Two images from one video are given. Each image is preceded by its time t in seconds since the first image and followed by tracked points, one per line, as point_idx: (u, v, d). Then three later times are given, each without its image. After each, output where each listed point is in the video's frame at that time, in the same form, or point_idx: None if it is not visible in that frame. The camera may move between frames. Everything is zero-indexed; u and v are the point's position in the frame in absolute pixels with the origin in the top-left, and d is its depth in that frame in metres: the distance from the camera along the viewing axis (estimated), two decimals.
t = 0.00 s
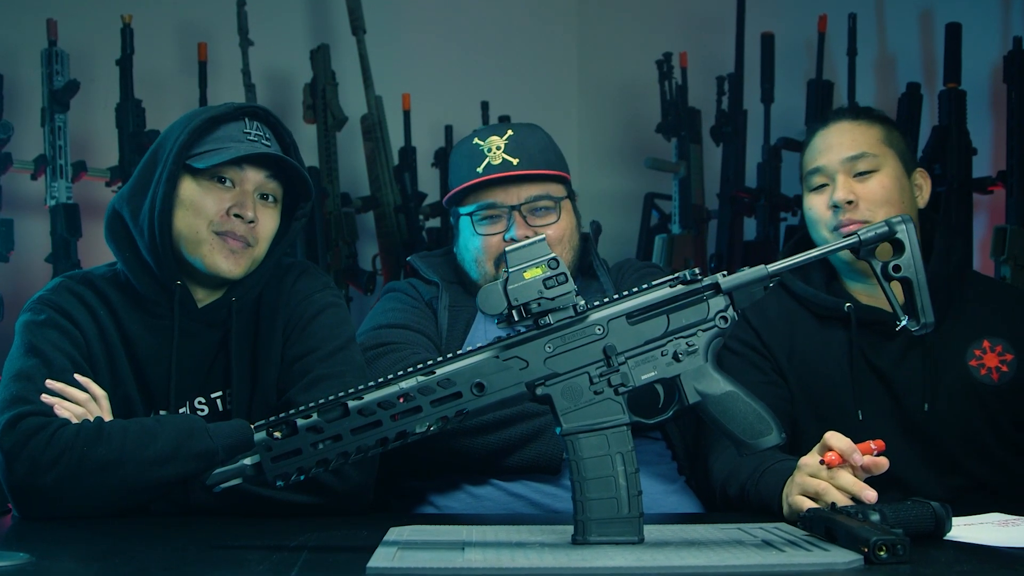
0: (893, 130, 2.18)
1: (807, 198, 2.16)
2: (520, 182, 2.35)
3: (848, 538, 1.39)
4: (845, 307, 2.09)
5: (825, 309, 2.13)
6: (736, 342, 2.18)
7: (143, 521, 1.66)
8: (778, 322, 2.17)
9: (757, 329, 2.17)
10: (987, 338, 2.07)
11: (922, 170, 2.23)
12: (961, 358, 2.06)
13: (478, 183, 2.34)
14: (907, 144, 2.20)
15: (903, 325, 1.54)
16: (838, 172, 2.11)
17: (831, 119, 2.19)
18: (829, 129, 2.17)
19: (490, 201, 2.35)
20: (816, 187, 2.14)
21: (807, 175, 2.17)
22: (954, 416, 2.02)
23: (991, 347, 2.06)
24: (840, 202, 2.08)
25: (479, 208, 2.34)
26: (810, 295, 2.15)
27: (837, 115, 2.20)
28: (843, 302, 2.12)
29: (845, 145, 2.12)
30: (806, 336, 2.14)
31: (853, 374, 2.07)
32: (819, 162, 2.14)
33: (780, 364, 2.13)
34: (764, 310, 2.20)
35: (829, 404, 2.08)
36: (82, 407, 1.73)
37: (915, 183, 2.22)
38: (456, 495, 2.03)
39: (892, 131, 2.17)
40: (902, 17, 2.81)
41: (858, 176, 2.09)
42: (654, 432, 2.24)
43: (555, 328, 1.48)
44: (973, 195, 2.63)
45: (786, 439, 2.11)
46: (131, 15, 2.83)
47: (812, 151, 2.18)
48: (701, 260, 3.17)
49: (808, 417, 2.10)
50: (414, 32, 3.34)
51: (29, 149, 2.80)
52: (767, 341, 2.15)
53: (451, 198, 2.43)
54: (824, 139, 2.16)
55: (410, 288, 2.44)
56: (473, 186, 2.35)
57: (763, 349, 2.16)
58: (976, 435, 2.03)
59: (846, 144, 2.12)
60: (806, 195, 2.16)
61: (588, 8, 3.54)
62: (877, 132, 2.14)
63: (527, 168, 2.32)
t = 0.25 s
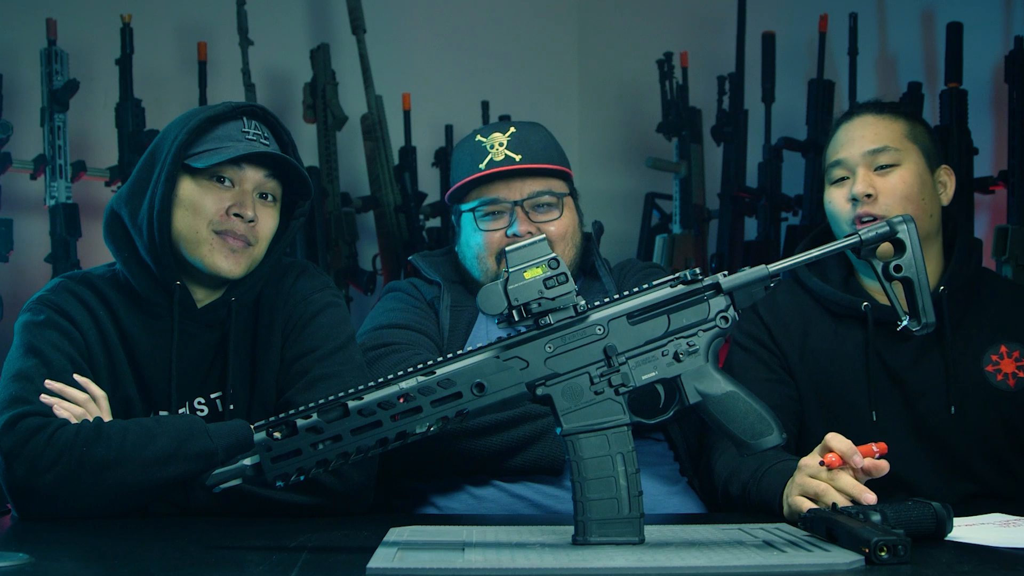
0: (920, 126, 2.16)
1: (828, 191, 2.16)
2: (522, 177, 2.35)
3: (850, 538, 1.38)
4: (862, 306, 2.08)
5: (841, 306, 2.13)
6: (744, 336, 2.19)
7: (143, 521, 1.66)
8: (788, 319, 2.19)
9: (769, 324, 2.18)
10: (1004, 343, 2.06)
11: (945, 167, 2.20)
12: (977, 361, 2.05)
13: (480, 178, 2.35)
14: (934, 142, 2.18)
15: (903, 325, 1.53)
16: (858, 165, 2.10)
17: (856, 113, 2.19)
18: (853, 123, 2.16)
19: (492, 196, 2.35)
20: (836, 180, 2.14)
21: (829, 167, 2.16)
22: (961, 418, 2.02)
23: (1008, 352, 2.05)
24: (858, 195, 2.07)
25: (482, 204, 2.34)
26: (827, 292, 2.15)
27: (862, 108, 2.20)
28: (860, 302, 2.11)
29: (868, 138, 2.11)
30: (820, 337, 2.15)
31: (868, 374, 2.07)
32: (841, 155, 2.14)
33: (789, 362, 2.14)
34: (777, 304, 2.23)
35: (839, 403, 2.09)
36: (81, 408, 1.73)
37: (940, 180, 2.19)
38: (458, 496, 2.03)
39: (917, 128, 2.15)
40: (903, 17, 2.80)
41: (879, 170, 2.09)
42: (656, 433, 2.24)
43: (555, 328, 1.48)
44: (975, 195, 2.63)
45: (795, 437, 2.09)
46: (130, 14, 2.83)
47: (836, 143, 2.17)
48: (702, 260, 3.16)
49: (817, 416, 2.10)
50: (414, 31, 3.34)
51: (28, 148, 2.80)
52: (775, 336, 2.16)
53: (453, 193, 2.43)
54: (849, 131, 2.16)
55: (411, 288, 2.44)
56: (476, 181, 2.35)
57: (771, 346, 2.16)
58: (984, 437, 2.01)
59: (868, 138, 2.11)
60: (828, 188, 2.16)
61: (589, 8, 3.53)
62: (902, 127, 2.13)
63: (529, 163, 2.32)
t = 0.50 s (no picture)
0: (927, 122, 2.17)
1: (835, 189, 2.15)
2: (533, 169, 2.38)
3: (851, 539, 1.38)
4: (863, 304, 2.07)
5: (844, 305, 2.12)
6: (751, 331, 2.17)
7: (143, 522, 1.65)
8: (795, 317, 2.17)
9: (774, 321, 2.17)
10: (1007, 348, 2.06)
11: (954, 170, 2.21)
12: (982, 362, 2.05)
13: (491, 168, 2.38)
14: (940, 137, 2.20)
15: (905, 324, 1.53)
16: (865, 163, 2.10)
17: (865, 110, 2.19)
18: (860, 121, 2.16)
19: (501, 186, 2.38)
20: (842, 177, 2.13)
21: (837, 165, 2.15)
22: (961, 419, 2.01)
23: (1010, 357, 2.05)
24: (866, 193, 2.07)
25: (491, 194, 2.37)
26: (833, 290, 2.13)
27: (867, 107, 2.19)
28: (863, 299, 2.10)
29: (876, 136, 2.11)
30: (825, 334, 2.13)
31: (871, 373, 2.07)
32: (848, 152, 2.13)
33: (794, 359, 2.13)
34: (783, 299, 2.21)
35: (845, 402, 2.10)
36: (82, 408, 1.72)
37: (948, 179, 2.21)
38: (458, 496, 2.02)
39: (923, 124, 2.16)
40: (904, 17, 2.80)
41: (886, 168, 2.08)
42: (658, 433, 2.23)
43: (556, 328, 1.47)
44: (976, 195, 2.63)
45: (797, 434, 2.09)
46: (130, 13, 2.82)
47: (844, 142, 2.17)
48: (703, 260, 3.15)
49: (821, 416, 2.09)
50: (415, 31, 3.34)
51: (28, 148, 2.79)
52: (780, 332, 2.15)
53: (463, 183, 2.45)
54: (855, 130, 2.15)
55: (414, 287, 2.43)
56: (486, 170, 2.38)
57: (777, 341, 2.15)
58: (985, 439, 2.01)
59: (875, 136, 2.11)
60: (832, 184, 2.16)
61: (589, 8, 3.53)
62: (910, 125, 2.13)
63: (540, 153, 2.35)
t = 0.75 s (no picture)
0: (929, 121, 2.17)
1: (837, 186, 2.15)
2: (539, 168, 2.38)
3: (852, 539, 1.38)
4: (862, 302, 2.06)
5: (842, 302, 2.12)
6: (750, 331, 2.17)
7: (142, 522, 1.65)
8: (796, 317, 2.16)
9: (774, 320, 2.16)
10: (1008, 348, 2.06)
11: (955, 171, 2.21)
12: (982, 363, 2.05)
13: (498, 166, 2.37)
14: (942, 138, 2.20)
15: (906, 324, 1.53)
16: (868, 158, 2.10)
17: (865, 110, 2.19)
18: (860, 120, 2.16)
19: (507, 184, 2.38)
20: (844, 173, 2.14)
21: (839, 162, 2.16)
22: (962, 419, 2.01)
23: (1010, 357, 2.04)
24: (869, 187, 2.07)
25: (497, 192, 2.37)
26: (831, 288, 2.13)
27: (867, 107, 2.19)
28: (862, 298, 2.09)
29: (875, 133, 2.11)
30: (824, 333, 2.13)
31: (869, 372, 2.06)
32: (850, 148, 2.14)
33: (793, 360, 2.12)
34: (783, 299, 2.20)
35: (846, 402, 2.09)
36: (80, 408, 1.72)
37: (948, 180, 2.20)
38: (459, 495, 2.02)
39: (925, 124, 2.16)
40: (906, 16, 2.80)
41: (887, 163, 2.08)
42: (659, 433, 2.23)
43: (557, 328, 1.47)
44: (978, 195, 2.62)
45: (797, 434, 2.09)
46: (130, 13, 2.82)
47: (845, 140, 2.17)
48: (704, 260, 3.15)
49: (821, 416, 2.09)
50: (415, 31, 3.33)
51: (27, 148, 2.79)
52: (780, 331, 2.15)
53: (468, 180, 2.45)
54: (856, 128, 2.15)
55: (415, 286, 2.43)
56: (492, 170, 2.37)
57: (775, 341, 2.15)
58: (986, 439, 2.01)
59: (876, 133, 2.11)
60: (834, 180, 2.16)
61: (590, 7, 3.53)
62: (911, 125, 2.12)
63: (547, 153, 2.35)
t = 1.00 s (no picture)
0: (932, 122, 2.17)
1: (838, 178, 2.15)
2: (541, 167, 2.38)
3: (853, 540, 1.37)
4: (863, 298, 2.07)
5: (841, 297, 2.12)
6: (752, 331, 2.15)
7: (141, 522, 1.65)
8: (797, 317, 2.16)
9: (775, 320, 2.16)
10: (1008, 345, 2.05)
11: (955, 169, 2.21)
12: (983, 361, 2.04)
13: (500, 164, 2.38)
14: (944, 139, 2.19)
15: (907, 324, 1.52)
16: (870, 151, 2.10)
17: (866, 108, 2.18)
18: (863, 115, 2.16)
19: (508, 182, 2.38)
20: (845, 166, 2.13)
21: (840, 154, 2.16)
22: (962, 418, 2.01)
23: (1012, 354, 2.04)
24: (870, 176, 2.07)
25: (498, 189, 2.37)
26: (831, 284, 2.13)
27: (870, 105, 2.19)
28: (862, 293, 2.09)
29: (877, 127, 2.12)
30: (825, 334, 2.13)
31: (870, 372, 2.06)
32: (852, 141, 2.14)
33: (795, 359, 2.11)
34: (784, 299, 2.20)
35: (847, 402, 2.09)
36: (80, 409, 1.72)
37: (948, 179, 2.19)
38: (459, 496, 2.02)
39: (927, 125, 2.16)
40: (907, 15, 2.79)
41: (890, 155, 2.08)
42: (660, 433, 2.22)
43: (558, 328, 1.46)
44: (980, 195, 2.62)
45: (799, 431, 2.08)
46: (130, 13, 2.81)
47: (848, 133, 2.17)
48: (705, 260, 3.15)
49: (822, 415, 2.08)
50: (416, 31, 3.33)
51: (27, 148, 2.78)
52: (780, 331, 2.14)
53: (470, 178, 2.45)
54: (859, 122, 2.16)
55: (415, 286, 2.42)
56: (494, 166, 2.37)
57: (777, 341, 2.14)
58: (987, 439, 2.01)
59: (878, 127, 2.12)
60: (835, 173, 2.16)
61: (590, 7, 3.52)
62: (911, 122, 2.13)
63: (547, 151, 2.34)
